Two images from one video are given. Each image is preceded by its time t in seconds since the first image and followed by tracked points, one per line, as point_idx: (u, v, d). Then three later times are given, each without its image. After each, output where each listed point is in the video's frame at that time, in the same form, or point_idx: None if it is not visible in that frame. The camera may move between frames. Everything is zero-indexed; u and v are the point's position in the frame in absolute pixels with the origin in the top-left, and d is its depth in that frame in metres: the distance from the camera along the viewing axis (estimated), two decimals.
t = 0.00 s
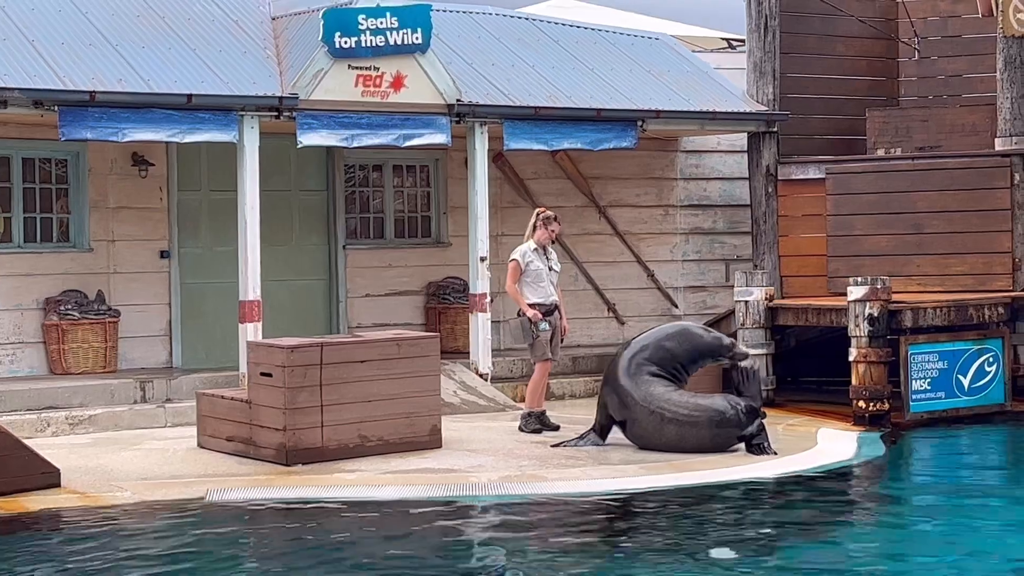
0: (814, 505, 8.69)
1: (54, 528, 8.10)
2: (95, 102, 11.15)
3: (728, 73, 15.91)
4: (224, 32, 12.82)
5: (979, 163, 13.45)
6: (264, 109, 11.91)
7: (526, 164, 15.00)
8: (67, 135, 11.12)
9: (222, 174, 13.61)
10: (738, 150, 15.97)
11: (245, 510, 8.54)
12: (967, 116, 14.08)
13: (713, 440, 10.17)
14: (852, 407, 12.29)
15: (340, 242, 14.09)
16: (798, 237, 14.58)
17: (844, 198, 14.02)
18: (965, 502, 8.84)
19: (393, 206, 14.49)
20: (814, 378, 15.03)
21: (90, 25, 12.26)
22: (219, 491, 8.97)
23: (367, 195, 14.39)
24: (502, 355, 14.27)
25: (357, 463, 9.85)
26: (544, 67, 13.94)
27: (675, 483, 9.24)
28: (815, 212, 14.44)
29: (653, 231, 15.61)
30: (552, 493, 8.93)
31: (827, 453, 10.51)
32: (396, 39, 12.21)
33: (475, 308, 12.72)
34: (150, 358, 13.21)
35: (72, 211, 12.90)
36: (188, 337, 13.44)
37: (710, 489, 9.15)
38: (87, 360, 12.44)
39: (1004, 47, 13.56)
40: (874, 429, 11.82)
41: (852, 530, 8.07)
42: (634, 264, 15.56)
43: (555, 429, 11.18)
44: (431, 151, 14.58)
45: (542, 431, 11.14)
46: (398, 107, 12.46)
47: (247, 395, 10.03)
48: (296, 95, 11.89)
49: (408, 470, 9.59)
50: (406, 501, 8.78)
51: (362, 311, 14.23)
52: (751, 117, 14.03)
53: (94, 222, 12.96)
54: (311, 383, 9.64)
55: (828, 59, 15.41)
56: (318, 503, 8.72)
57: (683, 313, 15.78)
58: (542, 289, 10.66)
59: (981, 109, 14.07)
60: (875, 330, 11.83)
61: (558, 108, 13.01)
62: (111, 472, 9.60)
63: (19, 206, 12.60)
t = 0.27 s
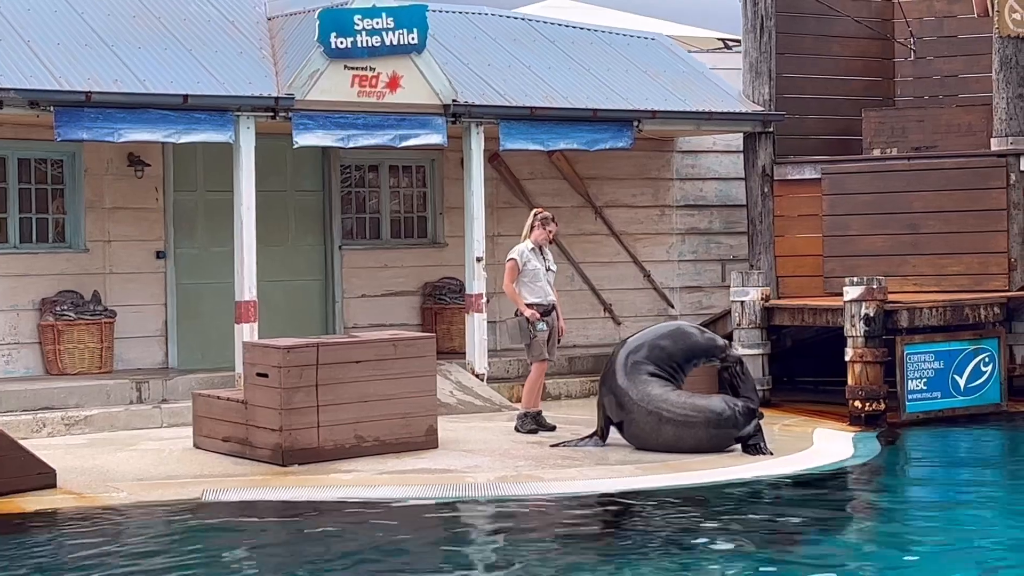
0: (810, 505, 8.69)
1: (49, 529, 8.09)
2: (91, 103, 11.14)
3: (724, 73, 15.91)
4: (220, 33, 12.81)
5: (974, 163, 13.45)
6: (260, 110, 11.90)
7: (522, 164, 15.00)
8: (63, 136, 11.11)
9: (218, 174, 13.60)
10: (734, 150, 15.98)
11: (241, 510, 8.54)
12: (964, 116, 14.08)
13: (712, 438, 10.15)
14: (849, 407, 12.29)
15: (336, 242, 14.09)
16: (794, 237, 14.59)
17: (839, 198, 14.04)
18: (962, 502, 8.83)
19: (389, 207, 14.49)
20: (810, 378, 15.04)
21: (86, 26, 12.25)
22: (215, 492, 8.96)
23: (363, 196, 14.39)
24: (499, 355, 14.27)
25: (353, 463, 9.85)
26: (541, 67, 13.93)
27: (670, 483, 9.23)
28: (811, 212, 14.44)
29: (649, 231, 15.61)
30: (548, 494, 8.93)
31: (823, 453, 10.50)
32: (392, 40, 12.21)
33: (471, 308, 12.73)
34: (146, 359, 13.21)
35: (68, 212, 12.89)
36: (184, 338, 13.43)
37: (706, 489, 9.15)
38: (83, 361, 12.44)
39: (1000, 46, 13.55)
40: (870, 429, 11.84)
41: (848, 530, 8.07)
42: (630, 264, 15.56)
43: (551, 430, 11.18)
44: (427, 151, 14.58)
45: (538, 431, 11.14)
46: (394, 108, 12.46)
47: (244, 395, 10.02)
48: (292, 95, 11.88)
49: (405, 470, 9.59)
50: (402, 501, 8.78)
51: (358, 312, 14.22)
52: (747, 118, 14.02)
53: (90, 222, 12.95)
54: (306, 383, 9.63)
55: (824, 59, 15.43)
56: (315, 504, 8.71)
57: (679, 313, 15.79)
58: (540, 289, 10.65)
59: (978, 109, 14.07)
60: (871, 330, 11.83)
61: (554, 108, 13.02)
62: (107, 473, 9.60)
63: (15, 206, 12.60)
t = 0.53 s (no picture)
0: (806, 504, 8.70)
1: (45, 528, 8.09)
2: (86, 102, 11.13)
3: (720, 72, 15.91)
4: (215, 32, 12.80)
5: (969, 162, 13.54)
6: (255, 109, 11.90)
7: (518, 164, 14.99)
8: (59, 135, 11.10)
9: (214, 174, 13.59)
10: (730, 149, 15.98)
11: (237, 510, 8.54)
12: (959, 115, 13.96)
13: (707, 437, 10.16)
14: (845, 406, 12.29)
15: (332, 242, 14.09)
16: (789, 237, 14.63)
17: (835, 197, 14.12)
18: (958, 501, 8.85)
19: (385, 206, 14.48)
20: (806, 377, 15.05)
21: (82, 25, 12.24)
22: (211, 491, 8.96)
23: (359, 195, 14.39)
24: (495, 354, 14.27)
25: (349, 463, 9.85)
26: (536, 66, 13.93)
27: (666, 482, 9.24)
28: (806, 212, 14.47)
29: (645, 231, 15.61)
30: (544, 493, 8.93)
31: (819, 452, 10.50)
32: (387, 39, 12.22)
33: (467, 307, 12.71)
34: (142, 359, 13.20)
35: (63, 211, 12.88)
36: (180, 337, 13.43)
37: (702, 488, 9.16)
38: (78, 360, 12.43)
39: (994, 46, 13.51)
40: (866, 428, 11.83)
41: (845, 528, 8.09)
42: (626, 263, 15.56)
43: (547, 429, 11.18)
44: (423, 151, 14.58)
45: (534, 430, 11.14)
46: (389, 107, 12.45)
47: (239, 394, 10.02)
48: (287, 95, 11.87)
49: (401, 470, 9.59)
50: (398, 500, 8.78)
51: (354, 311, 14.22)
52: (743, 117, 14.03)
53: (85, 222, 12.94)
54: (302, 383, 9.63)
55: (820, 58, 15.43)
56: (311, 503, 8.72)
57: (675, 312, 15.80)
58: (537, 289, 10.66)
59: (973, 108, 13.95)
60: (867, 329, 11.83)
61: (550, 108, 13.02)
62: (102, 472, 9.59)
63: (10, 206, 12.59)
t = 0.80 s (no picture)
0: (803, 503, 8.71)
1: (42, 527, 8.08)
2: (82, 101, 11.12)
3: (716, 71, 15.92)
4: (211, 31, 12.79)
5: (965, 161, 13.58)
6: (251, 108, 11.89)
7: (514, 163, 14.99)
8: (55, 134, 11.10)
9: (210, 173, 13.59)
10: (726, 148, 15.99)
11: (233, 509, 8.53)
12: (955, 114, 14.01)
13: (703, 438, 10.17)
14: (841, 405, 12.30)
15: (328, 241, 14.09)
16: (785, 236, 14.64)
17: (831, 196, 14.11)
18: (955, 500, 8.86)
19: (381, 205, 14.48)
20: (801, 376, 15.07)
21: (78, 24, 12.23)
22: (206, 490, 8.96)
23: (355, 194, 14.38)
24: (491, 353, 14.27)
25: (345, 462, 9.85)
26: (532, 65, 13.93)
27: (662, 481, 9.24)
28: (803, 211, 14.48)
29: (641, 230, 15.62)
30: (540, 492, 8.94)
31: (815, 452, 10.51)
32: (384, 38, 12.20)
33: (462, 306, 12.67)
34: (138, 358, 13.19)
35: (59, 211, 12.88)
36: (176, 336, 13.42)
37: (698, 487, 9.16)
38: (75, 360, 12.42)
39: (990, 45, 13.53)
40: (862, 426, 11.86)
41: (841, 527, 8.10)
42: (622, 262, 15.57)
43: (543, 428, 11.18)
44: (419, 150, 14.57)
45: (530, 429, 11.14)
46: (385, 106, 12.45)
47: (235, 394, 10.01)
48: (283, 94, 11.87)
49: (397, 469, 9.58)
50: (394, 499, 8.78)
51: (350, 310, 14.22)
52: (739, 116, 14.03)
53: (82, 221, 12.94)
54: (298, 382, 9.63)
55: (815, 57, 15.45)
56: (307, 502, 8.72)
57: (671, 311, 15.80)
58: (533, 289, 10.66)
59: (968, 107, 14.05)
60: (863, 328, 11.83)
61: (546, 106, 13.01)
62: (98, 471, 9.58)
63: (6, 205, 12.58)
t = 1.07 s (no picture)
0: (799, 501, 8.72)
1: (38, 526, 8.08)
2: (78, 100, 11.12)
3: (712, 70, 15.92)
4: (208, 30, 12.78)
5: (962, 160, 13.57)
6: (247, 107, 11.89)
7: (511, 162, 14.99)
8: (51, 133, 11.09)
9: (206, 172, 13.58)
10: (722, 147, 15.99)
11: (229, 507, 8.53)
12: (952, 113, 14.15)
13: (700, 437, 10.17)
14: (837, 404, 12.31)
15: (324, 240, 14.08)
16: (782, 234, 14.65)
17: (827, 195, 14.14)
18: (950, 498, 8.87)
19: (377, 204, 14.47)
20: (798, 375, 15.08)
21: (74, 23, 12.22)
22: (202, 489, 8.95)
23: (351, 193, 14.38)
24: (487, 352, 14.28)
25: (342, 461, 9.84)
26: (528, 64, 13.93)
27: (659, 480, 9.24)
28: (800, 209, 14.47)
29: (637, 229, 15.62)
30: (537, 491, 8.94)
31: (811, 451, 10.51)
32: (380, 37, 12.22)
33: (460, 306, 12.72)
34: (134, 357, 13.19)
35: (55, 210, 12.87)
36: (172, 335, 13.41)
37: (695, 486, 9.16)
38: (71, 359, 12.42)
39: (986, 44, 13.53)
40: (858, 425, 11.87)
41: (837, 525, 8.10)
42: (619, 261, 15.57)
43: (540, 427, 11.19)
44: (415, 149, 14.56)
45: (527, 428, 11.14)
46: (381, 105, 12.45)
47: (232, 393, 10.01)
48: (280, 93, 11.86)
49: (393, 468, 9.58)
50: (390, 498, 8.78)
51: (347, 309, 14.22)
52: (736, 115, 14.03)
53: (78, 220, 12.93)
54: (295, 381, 9.62)
55: (811, 56, 15.45)
56: (303, 501, 8.72)
57: (668, 310, 15.80)
58: (529, 287, 10.65)
59: (964, 107, 14.17)
60: (859, 327, 11.83)
61: (543, 105, 13.01)
62: (94, 471, 9.58)
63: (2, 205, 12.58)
